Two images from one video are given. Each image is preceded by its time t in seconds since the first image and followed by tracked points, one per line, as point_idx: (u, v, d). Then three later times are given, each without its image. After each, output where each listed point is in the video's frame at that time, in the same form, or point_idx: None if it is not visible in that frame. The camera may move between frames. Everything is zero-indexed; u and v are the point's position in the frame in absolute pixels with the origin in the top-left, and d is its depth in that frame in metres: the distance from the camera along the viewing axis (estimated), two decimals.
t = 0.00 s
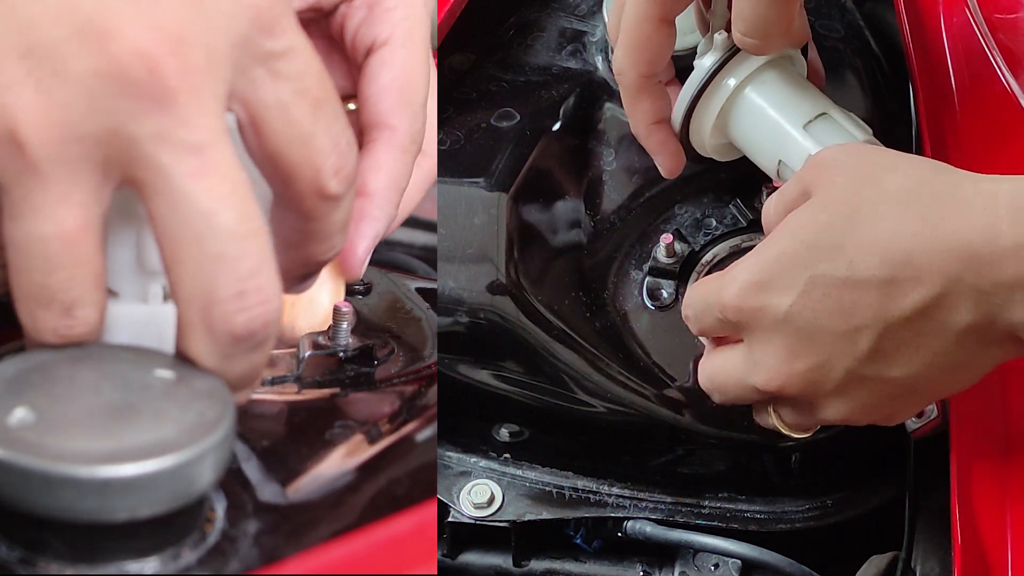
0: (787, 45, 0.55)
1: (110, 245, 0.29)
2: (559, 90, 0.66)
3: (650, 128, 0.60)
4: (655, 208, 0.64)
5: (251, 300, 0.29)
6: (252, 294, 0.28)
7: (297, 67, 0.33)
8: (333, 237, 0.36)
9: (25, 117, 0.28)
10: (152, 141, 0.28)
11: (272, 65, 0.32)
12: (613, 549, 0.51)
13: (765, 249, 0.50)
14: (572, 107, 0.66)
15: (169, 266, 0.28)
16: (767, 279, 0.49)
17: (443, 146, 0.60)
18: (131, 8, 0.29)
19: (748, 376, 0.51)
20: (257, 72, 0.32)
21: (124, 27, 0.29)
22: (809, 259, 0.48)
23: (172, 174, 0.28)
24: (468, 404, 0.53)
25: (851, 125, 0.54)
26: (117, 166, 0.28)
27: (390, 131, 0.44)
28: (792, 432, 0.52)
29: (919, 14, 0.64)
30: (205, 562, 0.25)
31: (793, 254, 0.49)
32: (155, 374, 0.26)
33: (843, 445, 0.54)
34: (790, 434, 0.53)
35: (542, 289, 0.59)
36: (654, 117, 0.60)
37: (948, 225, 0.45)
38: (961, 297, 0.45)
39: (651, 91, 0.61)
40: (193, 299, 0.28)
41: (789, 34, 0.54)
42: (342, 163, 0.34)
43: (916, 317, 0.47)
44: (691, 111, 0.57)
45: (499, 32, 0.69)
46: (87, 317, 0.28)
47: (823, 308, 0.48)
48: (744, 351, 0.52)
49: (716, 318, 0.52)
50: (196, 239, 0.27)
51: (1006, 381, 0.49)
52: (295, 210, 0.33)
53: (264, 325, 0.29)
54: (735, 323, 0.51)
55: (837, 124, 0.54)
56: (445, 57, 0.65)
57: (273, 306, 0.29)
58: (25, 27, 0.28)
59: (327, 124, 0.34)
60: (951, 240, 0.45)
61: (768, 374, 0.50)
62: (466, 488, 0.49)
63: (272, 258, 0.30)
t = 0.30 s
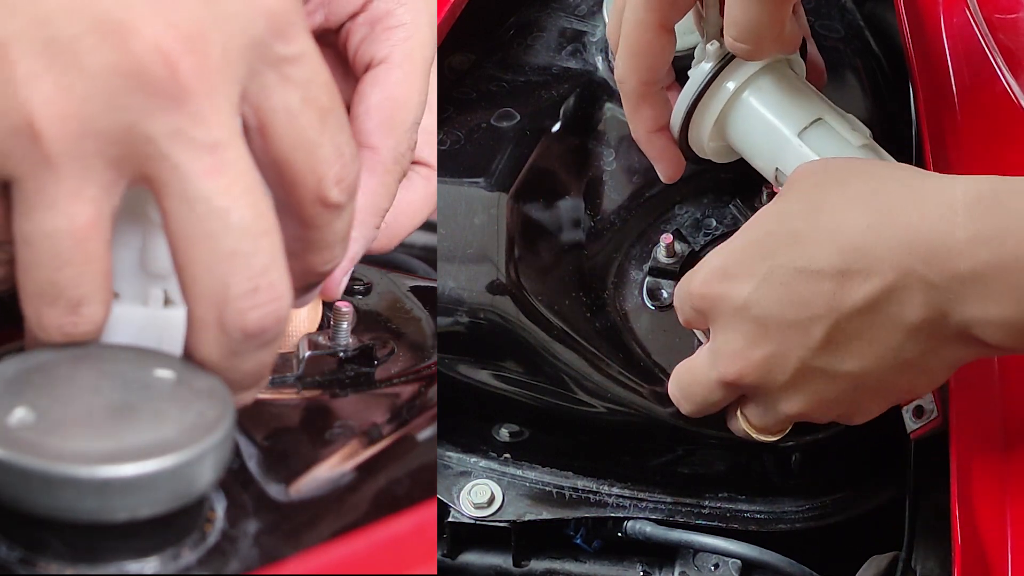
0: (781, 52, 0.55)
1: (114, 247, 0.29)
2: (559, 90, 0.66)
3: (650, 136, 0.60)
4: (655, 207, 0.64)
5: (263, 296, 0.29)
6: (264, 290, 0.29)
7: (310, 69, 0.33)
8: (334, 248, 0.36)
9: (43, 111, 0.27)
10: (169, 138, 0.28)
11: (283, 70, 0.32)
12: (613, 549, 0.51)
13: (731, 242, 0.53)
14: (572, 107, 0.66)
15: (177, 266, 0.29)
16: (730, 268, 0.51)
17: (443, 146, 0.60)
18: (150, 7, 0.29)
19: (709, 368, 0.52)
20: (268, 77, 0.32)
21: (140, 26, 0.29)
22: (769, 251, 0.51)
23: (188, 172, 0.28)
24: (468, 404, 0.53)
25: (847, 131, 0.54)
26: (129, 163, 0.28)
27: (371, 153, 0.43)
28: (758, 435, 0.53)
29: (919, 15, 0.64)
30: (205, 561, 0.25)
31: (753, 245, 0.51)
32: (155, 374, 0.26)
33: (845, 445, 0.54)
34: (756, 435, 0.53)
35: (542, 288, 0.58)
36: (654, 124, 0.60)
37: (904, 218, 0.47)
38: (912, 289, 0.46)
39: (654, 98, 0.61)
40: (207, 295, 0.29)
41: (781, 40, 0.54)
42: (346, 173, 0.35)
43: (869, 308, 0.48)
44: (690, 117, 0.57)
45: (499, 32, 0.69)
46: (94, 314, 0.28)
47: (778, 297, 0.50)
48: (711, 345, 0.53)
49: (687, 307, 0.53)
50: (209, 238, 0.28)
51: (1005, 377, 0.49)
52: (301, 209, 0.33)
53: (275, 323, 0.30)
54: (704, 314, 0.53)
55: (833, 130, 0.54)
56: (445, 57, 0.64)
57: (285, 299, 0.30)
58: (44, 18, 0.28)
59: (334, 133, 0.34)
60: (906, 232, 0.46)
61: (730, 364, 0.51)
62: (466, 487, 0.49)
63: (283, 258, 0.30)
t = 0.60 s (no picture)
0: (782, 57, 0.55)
1: (111, 249, 0.29)
2: (559, 90, 0.66)
3: (655, 142, 0.61)
4: (655, 207, 0.64)
5: (267, 306, 0.29)
6: (268, 299, 0.29)
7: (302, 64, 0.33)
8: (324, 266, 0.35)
9: (44, 115, 0.27)
10: (173, 150, 0.28)
11: (286, 85, 0.32)
12: (613, 549, 0.51)
13: (716, 229, 0.53)
14: (572, 107, 0.66)
15: (178, 270, 0.29)
16: (712, 251, 0.52)
17: (443, 146, 0.60)
18: (153, 7, 0.29)
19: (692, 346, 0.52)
20: (271, 90, 0.31)
21: (152, 35, 0.28)
22: (752, 234, 0.51)
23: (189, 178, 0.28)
24: (467, 404, 0.53)
25: (845, 138, 0.54)
26: (131, 167, 0.28)
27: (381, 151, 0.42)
28: (739, 422, 0.53)
29: (919, 15, 0.64)
30: (205, 561, 0.25)
31: (735, 228, 0.52)
32: (155, 374, 0.26)
33: (845, 445, 0.54)
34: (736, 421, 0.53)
35: (542, 288, 0.59)
36: (657, 132, 0.60)
37: (885, 200, 0.47)
38: (891, 269, 0.46)
39: (657, 105, 0.61)
40: (209, 304, 0.29)
41: (778, 48, 0.54)
42: (337, 191, 0.34)
43: (847, 288, 0.47)
44: (690, 121, 0.57)
45: (499, 32, 0.69)
46: (86, 321, 0.28)
47: (758, 277, 0.50)
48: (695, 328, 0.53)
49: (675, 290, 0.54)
50: (215, 246, 0.28)
51: (1006, 381, 0.48)
52: (301, 210, 0.33)
53: (277, 332, 0.30)
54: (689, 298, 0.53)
55: (829, 136, 0.54)
56: (445, 56, 0.64)
57: (286, 312, 0.30)
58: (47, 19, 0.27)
59: (329, 150, 0.34)
60: (889, 213, 0.46)
61: (714, 346, 0.50)
62: (466, 488, 0.49)
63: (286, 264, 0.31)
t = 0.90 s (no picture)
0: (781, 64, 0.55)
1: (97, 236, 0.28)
2: (559, 90, 0.66)
3: (656, 144, 0.61)
4: (655, 207, 0.64)
5: (262, 285, 0.30)
6: (263, 280, 0.29)
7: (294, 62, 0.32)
8: (319, 259, 0.35)
9: (29, 103, 0.27)
10: (162, 138, 0.28)
11: (276, 74, 0.32)
12: (613, 549, 0.51)
13: (703, 232, 0.53)
14: (572, 107, 0.66)
15: (173, 254, 0.28)
16: (696, 254, 0.52)
17: (443, 146, 0.59)
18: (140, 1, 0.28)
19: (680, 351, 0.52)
20: (261, 80, 0.31)
21: (134, 27, 0.28)
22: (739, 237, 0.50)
23: (179, 167, 0.28)
24: (467, 404, 0.53)
25: (843, 150, 0.54)
26: (120, 157, 0.28)
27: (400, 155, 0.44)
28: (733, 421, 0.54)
29: (919, 15, 0.64)
30: (205, 561, 0.25)
31: (722, 232, 0.51)
32: (155, 374, 0.26)
33: (844, 444, 0.54)
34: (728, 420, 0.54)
35: (542, 288, 0.58)
36: (659, 134, 0.61)
37: (873, 203, 0.46)
38: (878, 273, 0.46)
39: (660, 106, 0.61)
40: (208, 288, 0.29)
41: (781, 53, 0.53)
42: (332, 182, 0.34)
43: (834, 291, 0.47)
44: (692, 125, 0.57)
45: (500, 32, 0.69)
46: (67, 313, 0.28)
47: (745, 280, 0.50)
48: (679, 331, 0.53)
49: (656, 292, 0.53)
50: (209, 232, 0.28)
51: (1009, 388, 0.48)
52: (292, 203, 0.32)
53: (274, 312, 0.30)
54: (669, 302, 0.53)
55: (830, 148, 0.54)
56: (445, 56, 0.63)
57: (280, 286, 0.30)
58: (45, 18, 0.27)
59: (321, 142, 0.33)
60: (875, 218, 0.46)
61: (699, 351, 0.51)
62: (466, 487, 0.49)
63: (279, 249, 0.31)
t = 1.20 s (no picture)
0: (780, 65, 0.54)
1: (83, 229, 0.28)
2: (559, 90, 0.66)
3: (657, 138, 0.61)
4: (655, 207, 0.64)
5: (251, 274, 0.30)
6: (252, 269, 0.29)
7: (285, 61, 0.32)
8: (310, 256, 0.34)
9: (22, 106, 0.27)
10: (144, 133, 0.28)
11: (263, 71, 0.31)
12: (613, 549, 0.51)
13: (715, 202, 0.52)
14: (572, 107, 0.66)
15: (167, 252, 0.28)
16: (705, 224, 0.51)
17: (443, 146, 0.59)
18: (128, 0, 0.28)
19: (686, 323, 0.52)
20: (247, 76, 0.30)
21: (121, 25, 0.28)
22: (749, 203, 0.50)
23: (170, 171, 0.28)
24: (467, 404, 0.53)
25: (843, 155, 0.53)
26: (109, 152, 0.28)
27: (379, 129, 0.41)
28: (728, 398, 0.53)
29: (919, 15, 0.64)
30: (205, 561, 0.25)
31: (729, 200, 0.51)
32: (155, 373, 0.26)
33: (846, 444, 0.54)
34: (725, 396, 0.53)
35: (542, 287, 0.58)
36: (661, 127, 0.61)
37: (881, 173, 0.46)
38: (883, 240, 0.46)
39: (662, 104, 0.61)
40: (196, 280, 0.29)
41: (784, 53, 0.54)
42: (320, 178, 0.33)
43: (839, 258, 0.47)
44: (693, 120, 0.57)
45: (499, 32, 0.69)
46: (55, 308, 0.28)
47: (751, 248, 0.49)
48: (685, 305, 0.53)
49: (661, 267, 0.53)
50: (198, 226, 0.28)
51: (1003, 372, 0.49)
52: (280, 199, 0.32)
53: (262, 298, 0.30)
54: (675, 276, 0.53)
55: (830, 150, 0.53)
56: (445, 56, 0.64)
57: (269, 274, 0.30)
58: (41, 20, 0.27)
59: (308, 137, 0.33)
60: (882, 187, 0.46)
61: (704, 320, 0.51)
62: (466, 487, 0.49)
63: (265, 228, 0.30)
